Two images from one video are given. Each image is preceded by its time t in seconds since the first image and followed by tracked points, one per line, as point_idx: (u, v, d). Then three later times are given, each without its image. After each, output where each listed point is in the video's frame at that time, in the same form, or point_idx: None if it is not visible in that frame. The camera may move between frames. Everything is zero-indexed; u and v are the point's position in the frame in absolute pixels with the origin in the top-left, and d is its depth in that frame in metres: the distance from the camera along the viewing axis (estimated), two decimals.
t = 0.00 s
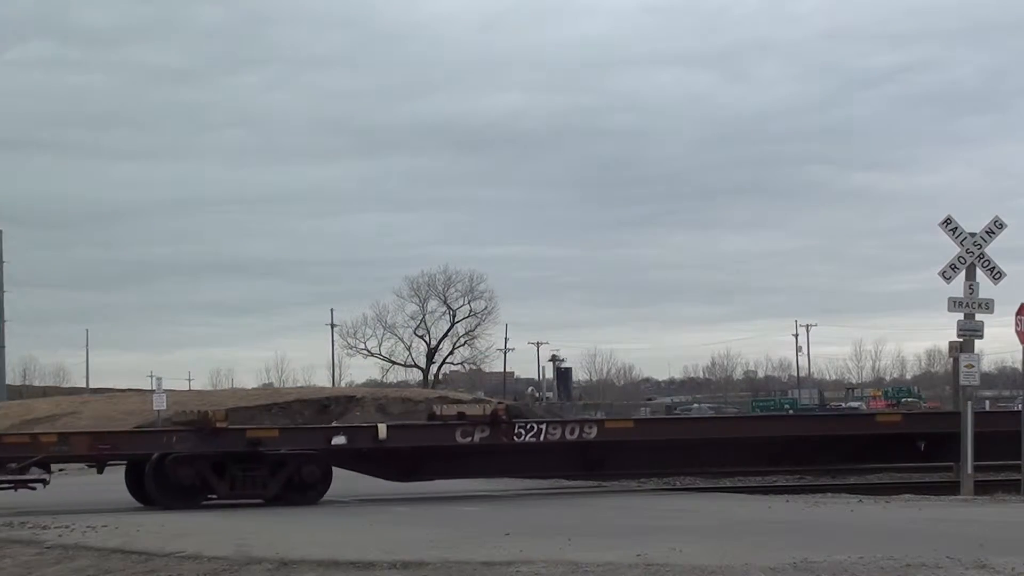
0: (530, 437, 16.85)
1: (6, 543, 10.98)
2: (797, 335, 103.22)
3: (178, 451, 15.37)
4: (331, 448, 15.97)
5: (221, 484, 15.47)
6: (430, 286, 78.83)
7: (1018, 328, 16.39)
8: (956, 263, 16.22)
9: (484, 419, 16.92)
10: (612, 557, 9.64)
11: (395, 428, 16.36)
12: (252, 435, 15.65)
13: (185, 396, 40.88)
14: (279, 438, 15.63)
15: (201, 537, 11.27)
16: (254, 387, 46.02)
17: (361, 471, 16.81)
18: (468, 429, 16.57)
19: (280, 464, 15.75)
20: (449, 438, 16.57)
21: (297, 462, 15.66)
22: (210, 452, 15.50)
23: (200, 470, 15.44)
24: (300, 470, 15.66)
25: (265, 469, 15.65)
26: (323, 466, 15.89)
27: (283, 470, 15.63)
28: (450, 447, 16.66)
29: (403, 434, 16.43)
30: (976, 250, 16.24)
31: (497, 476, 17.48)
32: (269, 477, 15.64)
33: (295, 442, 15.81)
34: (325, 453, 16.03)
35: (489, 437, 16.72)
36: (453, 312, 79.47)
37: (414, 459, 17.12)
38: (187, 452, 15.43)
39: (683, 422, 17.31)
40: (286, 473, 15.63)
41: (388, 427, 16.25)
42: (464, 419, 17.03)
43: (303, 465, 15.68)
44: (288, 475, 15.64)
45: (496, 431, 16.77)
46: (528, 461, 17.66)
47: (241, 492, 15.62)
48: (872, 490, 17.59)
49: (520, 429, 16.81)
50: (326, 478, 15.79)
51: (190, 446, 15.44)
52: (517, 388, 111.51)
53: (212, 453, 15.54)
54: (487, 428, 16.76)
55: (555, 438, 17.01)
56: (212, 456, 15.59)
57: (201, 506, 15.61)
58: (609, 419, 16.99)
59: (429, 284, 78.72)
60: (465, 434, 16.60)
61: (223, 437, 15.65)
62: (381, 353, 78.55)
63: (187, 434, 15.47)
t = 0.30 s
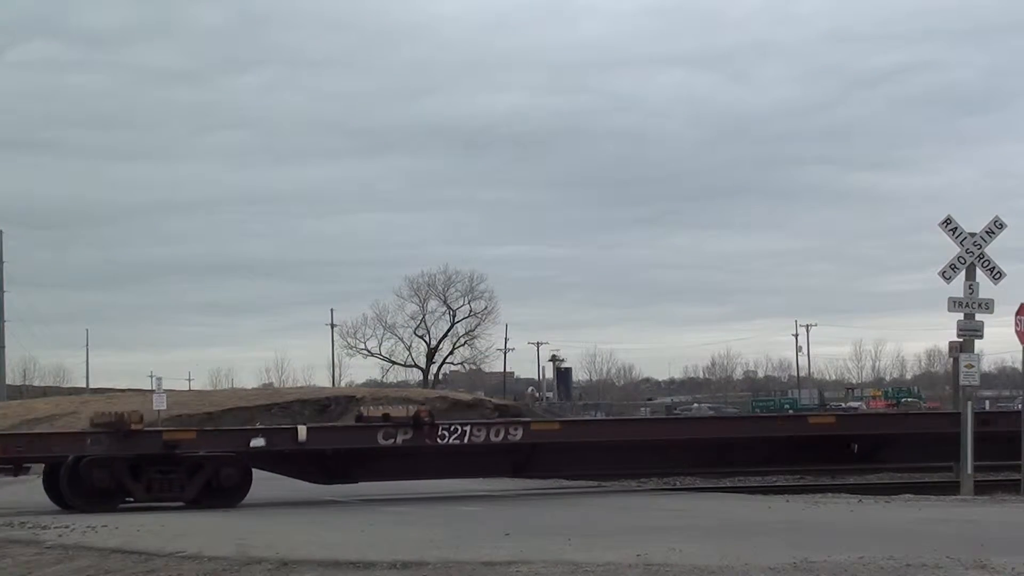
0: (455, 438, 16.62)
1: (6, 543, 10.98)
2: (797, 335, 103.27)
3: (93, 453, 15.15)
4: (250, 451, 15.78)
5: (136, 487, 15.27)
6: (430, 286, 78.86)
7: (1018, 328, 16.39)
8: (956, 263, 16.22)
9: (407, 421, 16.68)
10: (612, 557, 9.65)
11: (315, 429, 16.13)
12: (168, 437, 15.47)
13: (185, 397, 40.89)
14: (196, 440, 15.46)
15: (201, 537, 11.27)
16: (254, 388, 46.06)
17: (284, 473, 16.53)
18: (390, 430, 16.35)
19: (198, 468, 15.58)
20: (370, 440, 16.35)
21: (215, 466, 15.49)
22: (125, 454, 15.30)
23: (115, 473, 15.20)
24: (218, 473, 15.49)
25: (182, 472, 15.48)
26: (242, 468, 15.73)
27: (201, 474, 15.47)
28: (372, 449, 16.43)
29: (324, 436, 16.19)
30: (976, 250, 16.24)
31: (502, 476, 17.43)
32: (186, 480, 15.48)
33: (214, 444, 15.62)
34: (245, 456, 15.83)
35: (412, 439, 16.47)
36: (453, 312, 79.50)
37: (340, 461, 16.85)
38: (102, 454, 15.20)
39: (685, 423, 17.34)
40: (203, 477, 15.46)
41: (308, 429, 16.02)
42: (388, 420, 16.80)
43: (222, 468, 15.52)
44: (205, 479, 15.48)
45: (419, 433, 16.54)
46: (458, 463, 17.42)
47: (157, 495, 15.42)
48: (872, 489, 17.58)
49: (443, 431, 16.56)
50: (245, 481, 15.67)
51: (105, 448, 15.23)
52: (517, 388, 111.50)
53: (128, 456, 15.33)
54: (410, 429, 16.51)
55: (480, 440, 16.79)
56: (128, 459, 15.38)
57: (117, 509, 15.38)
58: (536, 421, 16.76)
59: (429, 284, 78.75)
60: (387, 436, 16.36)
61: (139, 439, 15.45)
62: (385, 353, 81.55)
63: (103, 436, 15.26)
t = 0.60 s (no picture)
0: (376, 441, 16.54)
1: (6, 543, 10.98)
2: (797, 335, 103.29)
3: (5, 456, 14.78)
4: (167, 453, 15.49)
5: (50, 490, 14.78)
6: (430, 286, 78.88)
7: (1018, 328, 16.40)
8: (956, 263, 16.23)
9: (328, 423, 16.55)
10: (612, 557, 9.65)
11: (234, 431, 15.96)
12: (82, 440, 15.11)
13: (185, 397, 40.91)
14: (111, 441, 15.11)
15: (201, 537, 11.28)
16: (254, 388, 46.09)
17: (207, 476, 16.29)
18: (311, 432, 16.21)
19: (114, 470, 15.10)
20: (290, 442, 16.21)
21: (132, 466, 15.07)
22: (38, 457, 14.90)
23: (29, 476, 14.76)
24: (135, 474, 15.04)
25: (97, 475, 14.97)
26: (161, 470, 15.32)
27: (117, 475, 15.01)
28: (292, 451, 16.29)
29: (242, 438, 16.03)
30: (976, 250, 16.24)
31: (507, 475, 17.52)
32: (102, 484, 14.96)
33: (130, 446, 15.32)
34: (162, 458, 15.53)
35: (333, 441, 16.37)
36: (453, 312, 79.49)
37: (261, 463, 16.64)
38: (15, 457, 14.84)
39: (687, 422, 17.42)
40: (120, 479, 15.00)
41: (225, 431, 15.88)
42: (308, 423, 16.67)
43: (138, 470, 15.10)
44: (122, 480, 15.02)
45: (340, 435, 16.43)
46: (382, 465, 17.30)
47: (73, 498, 14.89)
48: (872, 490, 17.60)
49: (365, 433, 16.49)
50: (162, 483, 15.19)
51: (19, 451, 14.90)
52: (517, 388, 111.51)
53: (42, 459, 14.92)
54: (331, 432, 16.41)
55: (403, 442, 16.70)
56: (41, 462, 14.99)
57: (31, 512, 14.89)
58: (459, 423, 16.70)
59: (429, 284, 78.76)
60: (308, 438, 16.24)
61: (54, 442, 15.07)
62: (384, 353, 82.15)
63: (15, 439, 14.94)
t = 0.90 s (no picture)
0: (296, 443, 16.18)
1: (7, 543, 10.98)
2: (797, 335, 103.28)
3: None
4: (82, 456, 15.06)
5: None
6: (430, 286, 78.86)
7: (1018, 328, 16.39)
8: (956, 263, 16.23)
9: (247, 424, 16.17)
10: (612, 557, 9.65)
11: (150, 433, 15.55)
12: None
13: (185, 396, 40.92)
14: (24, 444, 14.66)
15: (201, 537, 11.28)
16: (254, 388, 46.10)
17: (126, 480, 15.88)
18: (229, 435, 15.81)
19: (27, 472, 14.69)
20: (208, 444, 15.83)
21: (47, 469, 14.71)
22: None
23: None
24: (50, 479, 14.68)
25: (11, 478, 14.51)
26: (76, 472, 14.98)
27: (31, 478, 14.60)
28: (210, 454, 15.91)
29: (159, 441, 15.63)
30: (976, 250, 16.24)
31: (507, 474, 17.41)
32: (16, 486, 14.53)
33: (44, 448, 14.88)
34: (76, 461, 15.10)
35: (253, 444, 15.99)
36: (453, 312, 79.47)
37: (181, 465, 16.24)
38: None
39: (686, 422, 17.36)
40: (35, 480, 14.62)
41: (142, 433, 15.47)
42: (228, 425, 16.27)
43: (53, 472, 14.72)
44: (36, 483, 14.64)
45: (258, 437, 16.04)
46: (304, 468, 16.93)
47: None
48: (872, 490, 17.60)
49: (284, 435, 16.12)
50: (80, 485, 14.90)
51: None
52: (517, 388, 111.52)
53: None
54: (250, 434, 16.02)
55: (324, 444, 16.33)
56: None
57: None
58: (381, 425, 16.33)
59: (429, 284, 78.75)
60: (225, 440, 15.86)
61: None
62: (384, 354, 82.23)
63: None
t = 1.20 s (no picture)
0: (213, 445, 16.16)
1: (7, 543, 10.98)
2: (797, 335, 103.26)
3: None
4: None
5: None
6: (430, 286, 78.85)
7: (1018, 328, 16.40)
8: (956, 263, 16.23)
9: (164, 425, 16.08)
10: (612, 557, 9.65)
11: (64, 436, 15.37)
12: None
13: (185, 396, 40.91)
14: None
15: (201, 537, 11.28)
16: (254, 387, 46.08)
17: (36, 480, 15.81)
18: (144, 437, 15.72)
19: None
20: (123, 446, 15.70)
21: None
22: None
23: None
24: None
25: None
26: None
27: None
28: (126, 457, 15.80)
29: (74, 443, 15.46)
30: (976, 250, 16.24)
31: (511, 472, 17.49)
32: None
33: None
34: None
35: (169, 446, 15.92)
36: (453, 312, 79.46)
37: (97, 467, 16.08)
38: None
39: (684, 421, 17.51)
40: None
41: (55, 435, 15.30)
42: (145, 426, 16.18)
43: None
44: None
45: (175, 440, 15.98)
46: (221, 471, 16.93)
47: None
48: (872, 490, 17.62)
49: (201, 437, 16.09)
50: None
51: None
52: (517, 389, 111.50)
53: None
54: (167, 436, 15.93)
55: (242, 446, 16.30)
56: None
57: None
58: (301, 428, 16.37)
59: (429, 284, 78.76)
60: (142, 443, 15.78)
61: None
62: (384, 353, 82.28)
63: None
